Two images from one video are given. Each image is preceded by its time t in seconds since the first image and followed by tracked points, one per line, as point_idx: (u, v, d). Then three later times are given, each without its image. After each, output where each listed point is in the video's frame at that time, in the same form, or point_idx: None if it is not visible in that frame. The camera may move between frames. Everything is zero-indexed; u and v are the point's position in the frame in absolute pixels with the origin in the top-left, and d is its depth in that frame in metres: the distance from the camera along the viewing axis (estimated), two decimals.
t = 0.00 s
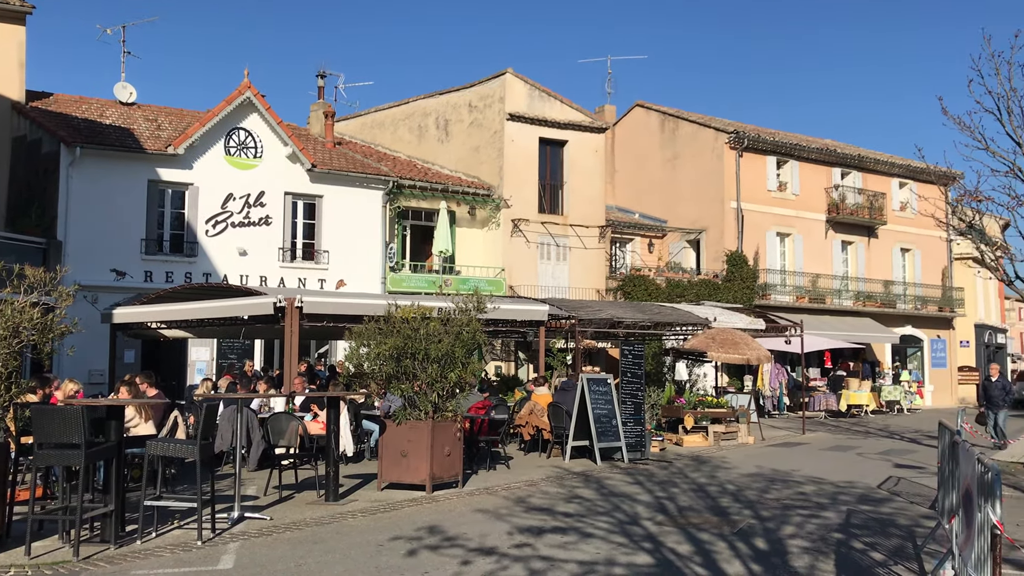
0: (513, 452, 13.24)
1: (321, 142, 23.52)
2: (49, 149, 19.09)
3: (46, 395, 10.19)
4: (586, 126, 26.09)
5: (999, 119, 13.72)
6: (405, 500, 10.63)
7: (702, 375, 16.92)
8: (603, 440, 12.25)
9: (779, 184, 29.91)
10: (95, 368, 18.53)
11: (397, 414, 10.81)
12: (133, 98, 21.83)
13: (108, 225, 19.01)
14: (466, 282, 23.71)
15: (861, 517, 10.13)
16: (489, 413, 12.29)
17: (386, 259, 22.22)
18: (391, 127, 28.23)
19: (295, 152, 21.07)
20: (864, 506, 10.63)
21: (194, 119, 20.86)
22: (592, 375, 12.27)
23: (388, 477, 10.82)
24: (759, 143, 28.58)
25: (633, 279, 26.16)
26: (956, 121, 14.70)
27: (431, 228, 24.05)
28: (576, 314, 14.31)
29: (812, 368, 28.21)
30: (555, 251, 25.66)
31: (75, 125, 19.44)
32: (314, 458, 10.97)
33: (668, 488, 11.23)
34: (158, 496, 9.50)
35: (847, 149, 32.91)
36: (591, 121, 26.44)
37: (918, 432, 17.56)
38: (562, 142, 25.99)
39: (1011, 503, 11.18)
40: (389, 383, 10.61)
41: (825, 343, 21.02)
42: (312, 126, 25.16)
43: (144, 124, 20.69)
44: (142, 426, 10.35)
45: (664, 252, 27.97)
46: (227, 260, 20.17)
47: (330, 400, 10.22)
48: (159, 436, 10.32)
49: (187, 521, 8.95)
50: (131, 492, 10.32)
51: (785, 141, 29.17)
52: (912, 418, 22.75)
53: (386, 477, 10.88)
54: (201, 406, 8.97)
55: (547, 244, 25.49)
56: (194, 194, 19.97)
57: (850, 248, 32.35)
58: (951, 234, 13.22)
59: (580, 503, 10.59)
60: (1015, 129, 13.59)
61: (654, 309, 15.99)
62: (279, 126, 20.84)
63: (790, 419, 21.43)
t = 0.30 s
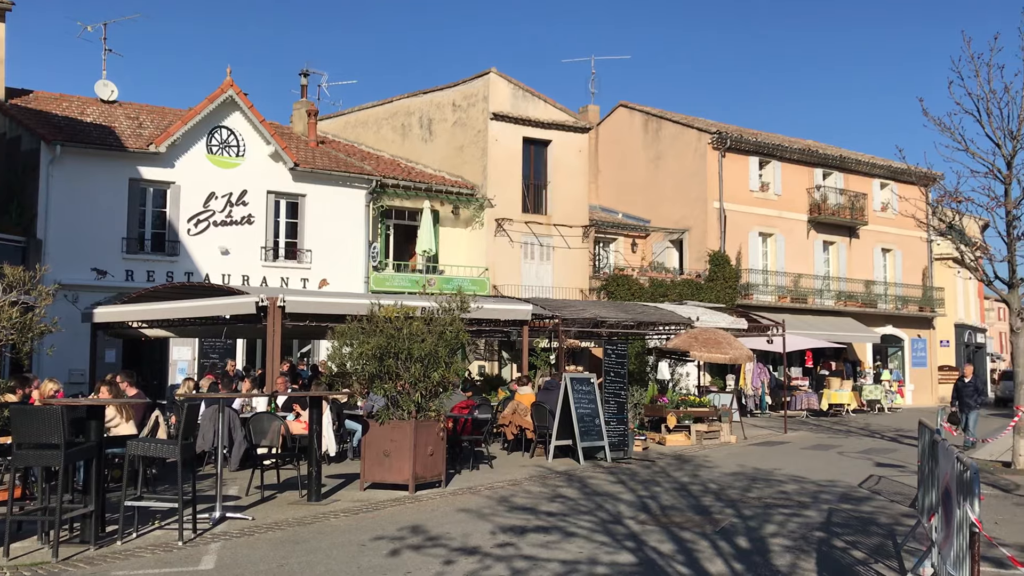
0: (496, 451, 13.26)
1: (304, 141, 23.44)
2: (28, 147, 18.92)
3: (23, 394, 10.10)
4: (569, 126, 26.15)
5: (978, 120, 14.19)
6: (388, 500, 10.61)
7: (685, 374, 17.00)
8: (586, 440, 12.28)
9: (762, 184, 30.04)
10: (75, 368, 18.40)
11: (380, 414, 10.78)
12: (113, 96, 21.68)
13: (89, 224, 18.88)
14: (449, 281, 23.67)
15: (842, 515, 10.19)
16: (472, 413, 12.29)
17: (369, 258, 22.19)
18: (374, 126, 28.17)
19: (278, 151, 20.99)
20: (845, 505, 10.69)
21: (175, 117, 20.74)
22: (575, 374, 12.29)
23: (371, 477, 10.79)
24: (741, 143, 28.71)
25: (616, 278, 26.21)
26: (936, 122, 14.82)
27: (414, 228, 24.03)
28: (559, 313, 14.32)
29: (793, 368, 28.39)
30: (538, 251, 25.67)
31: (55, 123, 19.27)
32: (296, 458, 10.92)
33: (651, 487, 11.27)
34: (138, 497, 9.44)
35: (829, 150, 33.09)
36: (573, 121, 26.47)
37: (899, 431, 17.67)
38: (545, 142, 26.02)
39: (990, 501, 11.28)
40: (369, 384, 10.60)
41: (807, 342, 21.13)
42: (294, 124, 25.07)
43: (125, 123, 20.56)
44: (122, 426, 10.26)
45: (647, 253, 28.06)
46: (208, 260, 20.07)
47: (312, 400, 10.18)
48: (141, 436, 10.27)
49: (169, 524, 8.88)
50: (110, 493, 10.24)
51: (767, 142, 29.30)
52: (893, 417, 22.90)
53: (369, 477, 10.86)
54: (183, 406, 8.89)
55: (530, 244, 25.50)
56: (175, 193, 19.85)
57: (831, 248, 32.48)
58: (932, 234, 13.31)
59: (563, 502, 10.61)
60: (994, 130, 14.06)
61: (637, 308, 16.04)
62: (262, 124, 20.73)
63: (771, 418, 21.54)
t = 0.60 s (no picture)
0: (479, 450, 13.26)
1: (287, 139, 23.34)
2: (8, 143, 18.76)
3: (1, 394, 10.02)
4: (553, 125, 26.19)
5: (959, 121, 14.31)
6: (371, 499, 10.60)
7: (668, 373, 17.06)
8: (569, 438, 12.30)
9: (744, 183, 30.15)
10: (56, 367, 18.27)
11: (363, 413, 10.76)
12: (94, 93, 21.53)
13: (69, 222, 18.74)
14: (433, 281, 23.63)
15: (823, 514, 10.25)
16: (456, 412, 12.30)
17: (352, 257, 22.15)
18: (357, 125, 28.08)
19: (260, 149, 20.91)
20: (827, 503, 10.75)
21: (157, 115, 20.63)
22: (558, 373, 12.31)
23: (354, 476, 10.77)
24: (724, 143, 28.81)
25: (599, 278, 26.24)
26: (916, 124, 14.93)
27: (398, 228, 23.99)
28: (543, 312, 14.33)
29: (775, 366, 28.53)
30: (522, 251, 25.67)
31: (35, 120, 19.10)
32: (278, 458, 10.89)
33: (634, 486, 11.30)
34: (119, 497, 9.39)
35: (811, 150, 33.25)
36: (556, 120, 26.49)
37: (878, 430, 17.80)
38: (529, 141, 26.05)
39: (969, 499, 11.37)
40: (352, 383, 10.58)
41: (789, 341, 21.24)
42: (277, 122, 24.97)
43: (106, 120, 20.42)
44: (103, 425, 10.20)
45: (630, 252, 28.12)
46: (191, 260, 19.96)
47: (295, 400, 10.14)
48: (122, 435, 10.21)
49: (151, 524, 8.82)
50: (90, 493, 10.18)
51: (750, 142, 29.42)
52: (874, 415, 23.04)
53: (352, 477, 10.84)
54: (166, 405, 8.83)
55: (514, 243, 25.50)
56: (157, 191, 19.73)
57: (813, 248, 32.68)
58: (912, 235, 13.40)
59: (546, 501, 10.62)
60: (974, 130, 14.18)
61: (620, 308, 16.08)
62: (245, 121, 20.64)
63: (753, 417, 21.64)
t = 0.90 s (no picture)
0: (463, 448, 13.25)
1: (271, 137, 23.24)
2: None
3: None
4: (538, 124, 26.20)
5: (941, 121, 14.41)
6: (355, 498, 10.57)
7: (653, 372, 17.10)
8: (554, 437, 12.31)
9: (729, 183, 30.25)
10: (37, 366, 18.16)
11: (346, 412, 10.73)
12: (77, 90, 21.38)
13: (51, 219, 18.61)
14: (417, 279, 23.59)
15: (806, 512, 10.30)
16: (440, 411, 12.28)
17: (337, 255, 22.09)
18: (342, 123, 28.00)
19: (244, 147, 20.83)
20: (810, 501, 10.80)
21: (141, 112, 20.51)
22: (543, 372, 12.31)
23: (337, 476, 10.74)
24: (708, 143, 28.89)
25: (584, 277, 26.25)
26: (899, 124, 15.02)
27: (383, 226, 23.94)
28: (528, 311, 14.32)
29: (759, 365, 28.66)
30: (507, 249, 25.66)
31: (17, 117, 18.94)
32: (260, 457, 10.85)
33: (618, 484, 11.32)
34: (101, 497, 9.33)
35: (796, 150, 33.39)
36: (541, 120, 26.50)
37: (861, 428, 17.91)
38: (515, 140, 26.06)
39: (950, 497, 11.46)
40: (336, 382, 10.55)
41: (772, 340, 21.33)
42: (261, 120, 24.86)
43: (88, 117, 20.29)
44: (85, 424, 10.14)
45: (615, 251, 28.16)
46: (174, 259, 19.85)
47: (278, 399, 10.08)
48: (104, 434, 10.15)
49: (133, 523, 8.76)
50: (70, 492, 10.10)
51: (734, 142, 29.52)
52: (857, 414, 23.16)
53: (335, 476, 10.81)
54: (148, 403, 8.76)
55: (499, 242, 25.50)
56: (140, 188, 19.61)
57: (797, 247, 32.85)
58: (895, 234, 13.46)
59: (531, 500, 10.63)
60: (956, 131, 14.02)
61: (605, 306, 16.10)
62: (228, 119, 20.55)
63: (737, 416, 21.71)
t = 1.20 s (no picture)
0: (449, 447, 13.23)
1: (256, 135, 23.14)
2: None
3: None
4: (525, 123, 26.20)
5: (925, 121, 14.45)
6: (341, 497, 10.55)
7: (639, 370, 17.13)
8: (540, 435, 12.32)
9: (715, 182, 30.33)
10: (19, 364, 18.05)
11: (331, 411, 10.69)
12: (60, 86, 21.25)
13: (34, 217, 18.48)
14: (403, 278, 23.55)
15: (791, 510, 10.34)
16: (426, 410, 12.26)
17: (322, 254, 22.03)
18: (328, 120, 27.92)
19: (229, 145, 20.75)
20: (794, 499, 10.85)
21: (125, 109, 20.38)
22: (529, 370, 12.30)
23: (323, 474, 10.70)
24: (695, 142, 28.95)
25: (571, 275, 26.26)
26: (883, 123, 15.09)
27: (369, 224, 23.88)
28: (514, 309, 14.31)
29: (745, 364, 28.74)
30: (493, 248, 25.65)
31: None
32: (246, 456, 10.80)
33: (604, 483, 11.33)
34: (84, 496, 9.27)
35: (781, 149, 33.51)
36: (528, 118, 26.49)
37: (845, 427, 17.98)
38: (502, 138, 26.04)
39: (933, 494, 11.52)
40: (320, 380, 10.51)
41: (757, 339, 21.42)
42: (247, 117, 24.76)
43: (72, 114, 20.17)
44: (68, 423, 10.09)
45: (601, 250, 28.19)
46: (158, 257, 19.74)
47: (263, 397, 10.02)
48: (87, 433, 10.08)
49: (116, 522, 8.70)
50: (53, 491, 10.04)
51: (721, 141, 29.58)
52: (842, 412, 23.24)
53: (321, 475, 10.78)
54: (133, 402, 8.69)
55: (485, 240, 25.47)
56: (124, 186, 19.48)
57: (783, 246, 32.99)
58: (880, 233, 13.51)
59: (517, 498, 10.63)
60: (940, 131, 14.10)
61: (591, 305, 16.13)
62: (213, 116, 20.45)
63: (722, 414, 21.76)
